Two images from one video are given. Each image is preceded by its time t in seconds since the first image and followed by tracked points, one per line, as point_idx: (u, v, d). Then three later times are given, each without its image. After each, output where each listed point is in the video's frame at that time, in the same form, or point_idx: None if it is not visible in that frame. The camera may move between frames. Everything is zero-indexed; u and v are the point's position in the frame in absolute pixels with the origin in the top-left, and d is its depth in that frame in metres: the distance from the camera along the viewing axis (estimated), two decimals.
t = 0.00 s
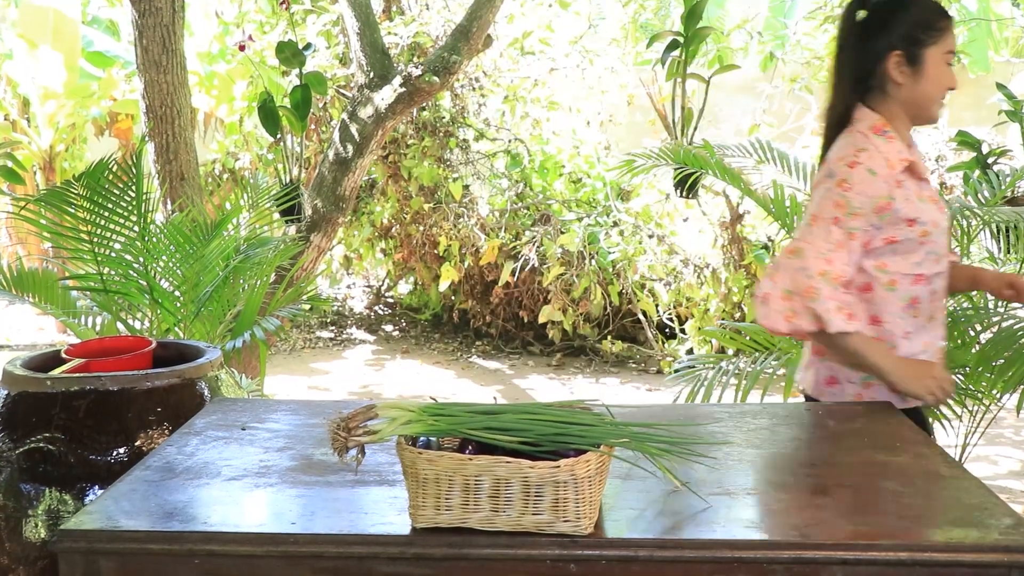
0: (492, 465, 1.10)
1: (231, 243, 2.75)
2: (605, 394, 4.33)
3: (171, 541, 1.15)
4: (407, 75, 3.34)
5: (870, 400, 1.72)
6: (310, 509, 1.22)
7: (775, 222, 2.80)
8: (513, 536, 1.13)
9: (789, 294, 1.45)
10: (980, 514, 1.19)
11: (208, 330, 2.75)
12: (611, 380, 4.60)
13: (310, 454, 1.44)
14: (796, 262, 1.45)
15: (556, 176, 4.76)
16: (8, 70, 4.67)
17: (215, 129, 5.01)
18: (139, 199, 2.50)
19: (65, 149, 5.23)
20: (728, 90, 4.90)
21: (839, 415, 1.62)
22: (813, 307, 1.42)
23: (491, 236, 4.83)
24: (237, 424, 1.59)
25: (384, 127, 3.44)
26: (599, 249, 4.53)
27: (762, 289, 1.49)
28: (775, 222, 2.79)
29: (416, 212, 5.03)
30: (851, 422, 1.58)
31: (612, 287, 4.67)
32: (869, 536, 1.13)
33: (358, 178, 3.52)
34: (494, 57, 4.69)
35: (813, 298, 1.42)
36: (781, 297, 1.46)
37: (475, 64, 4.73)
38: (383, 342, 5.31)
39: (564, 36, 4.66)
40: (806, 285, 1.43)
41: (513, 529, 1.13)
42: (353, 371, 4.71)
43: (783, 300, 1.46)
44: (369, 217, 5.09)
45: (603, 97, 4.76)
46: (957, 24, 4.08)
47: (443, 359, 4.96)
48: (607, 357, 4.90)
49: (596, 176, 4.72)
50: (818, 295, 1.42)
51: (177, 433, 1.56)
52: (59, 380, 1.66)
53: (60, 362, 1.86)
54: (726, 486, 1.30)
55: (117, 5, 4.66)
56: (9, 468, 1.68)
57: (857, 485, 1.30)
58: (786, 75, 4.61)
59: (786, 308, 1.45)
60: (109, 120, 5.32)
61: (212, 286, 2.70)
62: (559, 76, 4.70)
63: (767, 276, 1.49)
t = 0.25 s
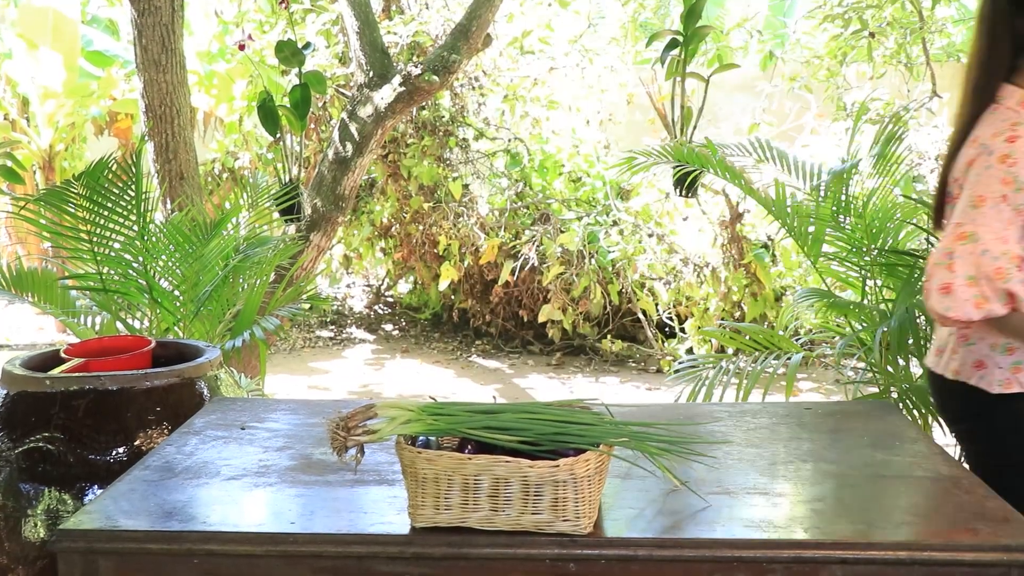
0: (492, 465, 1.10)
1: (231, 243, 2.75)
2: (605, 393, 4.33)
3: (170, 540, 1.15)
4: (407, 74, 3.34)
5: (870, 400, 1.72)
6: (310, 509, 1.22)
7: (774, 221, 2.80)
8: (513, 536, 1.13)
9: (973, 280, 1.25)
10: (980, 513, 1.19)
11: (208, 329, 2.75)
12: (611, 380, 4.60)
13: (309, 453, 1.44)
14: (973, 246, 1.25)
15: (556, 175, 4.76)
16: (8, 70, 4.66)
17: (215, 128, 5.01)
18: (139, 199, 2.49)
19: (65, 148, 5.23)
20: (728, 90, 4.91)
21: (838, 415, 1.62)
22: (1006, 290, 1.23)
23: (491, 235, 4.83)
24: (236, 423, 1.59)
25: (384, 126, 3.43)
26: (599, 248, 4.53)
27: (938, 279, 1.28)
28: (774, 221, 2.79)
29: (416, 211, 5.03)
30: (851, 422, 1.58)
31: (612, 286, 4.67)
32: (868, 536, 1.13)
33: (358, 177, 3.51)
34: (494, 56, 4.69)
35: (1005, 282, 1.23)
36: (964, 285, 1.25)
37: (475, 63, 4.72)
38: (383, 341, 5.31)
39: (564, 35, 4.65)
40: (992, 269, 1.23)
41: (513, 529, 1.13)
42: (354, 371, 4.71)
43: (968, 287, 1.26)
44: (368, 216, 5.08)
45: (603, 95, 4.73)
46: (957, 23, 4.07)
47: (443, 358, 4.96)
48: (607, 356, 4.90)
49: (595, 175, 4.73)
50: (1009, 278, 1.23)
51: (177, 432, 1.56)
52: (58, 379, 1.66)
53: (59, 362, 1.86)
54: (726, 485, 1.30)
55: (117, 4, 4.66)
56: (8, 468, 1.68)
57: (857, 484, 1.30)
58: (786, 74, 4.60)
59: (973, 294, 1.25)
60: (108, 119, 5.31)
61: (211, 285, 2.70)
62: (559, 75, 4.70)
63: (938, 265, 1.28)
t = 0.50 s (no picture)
0: (491, 464, 1.10)
1: (231, 242, 2.74)
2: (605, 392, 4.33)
3: (169, 540, 1.14)
4: (407, 73, 3.34)
5: (870, 400, 1.72)
6: (309, 508, 1.22)
7: (774, 220, 2.80)
8: (512, 535, 1.13)
9: None
10: (980, 512, 1.19)
11: (207, 329, 2.75)
12: (611, 379, 4.60)
13: (309, 452, 1.44)
14: None
15: (556, 174, 4.80)
16: (8, 69, 4.66)
17: (215, 127, 5.01)
18: (139, 198, 2.49)
19: (65, 148, 5.22)
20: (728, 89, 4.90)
21: (838, 414, 1.62)
22: None
23: (491, 234, 4.82)
24: (236, 422, 1.59)
25: (384, 125, 3.43)
26: (599, 248, 4.53)
27: None
28: (774, 220, 2.79)
29: (416, 210, 5.02)
30: (851, 421, 1.58)
31: (612, 285, 4.67)
32: (868, 535, 1.13)
33: (358, 176, 3.51)
34: (494, 55, 4.68)
35: None
36: None
37: (475, 62, 4.71)
38: (383, 340, 5.31)
39: (564, 34, 4.64)
40: None
41: (513, 528, 1.13)
42: (354, 370, 4.71)
43: None
44: (368, 215, 5.08)
45: (603, 95, 4.80)
46: (957, 22, 4.07)
47: (443, 358, 4.96)
48: (606, 355, 4.90)
49: (595, 174, 4.75)
50: None
51: (177, 431, 1.56)
52: (57, 378, 1.66)
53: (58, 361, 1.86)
54: (726, 484, 1.30)
55: (117, 3, 4.65)
56: (8, 467, 1.67)
57: (857, 483, 1.30)
58: (786, 73, 4.60)
59: None
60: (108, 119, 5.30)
61: (211, 285, 2.70)
62: (558, 73, 4.70)
63: None
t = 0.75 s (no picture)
0: (491, 462, 1.10)
1: (230, 241, 2.74)
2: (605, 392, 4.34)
3: (169, 539, 1.14)
4: (406, 72, 3.34)
5: (870, 398, 1.72)
6: (309, 507, 1.22)
7: (773, 219, 2.79)
8: (512, 534, 1.13)
9: None
10: (979, 511, 1.19)
11: (207, 328, 2.74)
12: (611, 378, 4.60)
13: (309, 451, 1.44)
14: None
15: (556, 173, 4.83)
16: (7, 67, 4.65)
17: (215, 125, 5.00)
18: (139, 197, 2.49)
19: (65, 147, 5.22)
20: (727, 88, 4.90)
21: (838, 413, 1.62)
22: None
23: (491, 233, 4.80)
24: (236, 421, 1.59)
25: (384, 124, 3.43)
26: (599, 247, 4.54)
27: None
28: (773, 218, 2.79)
29: (416, 209, 5.01)
30: (851, 420, 1.58)
31: (612, 284, 4.67)
32: (868, 534, 1.13)
33: (358, 175, 3.51)
34: (494, 53, 4.67)
35: None
36: None
37: (475, 61, 4.70)
38: (383, 339, 5.31)
39: (564, 33, 4.64)
40: None
41: (513, 527, 1.13)
42: (353, 369, 4.71)
43: None
44: (368, 214, 5.07)
45: (602, 93, 4.79)
46: (958, 20, 4.06)
47: (442, 357, 4.96)
48: (606, 353, 4.90)
49: (595, 173, 4.76)
50: None
51: (176, 430, 1.56)
52: (57, 377, 1.66)
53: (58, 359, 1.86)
54: (726, 483, 1.30)
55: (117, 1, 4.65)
56: (7, 466, 1.67)
57: (857, 482, 1.30)
58: (786, 72, 4.60)
59: None
60: (107, 117, 5.30)
61: (211, 283, 2.69)
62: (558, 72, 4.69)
63: None
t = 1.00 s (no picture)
0: (491, 462, 1.10)
1: (230, 240, 2.73)
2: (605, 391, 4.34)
3: (169, 538, 1.14)
4: (406, 71, 3.34)
5: (870, 398, 1.72)
6: (309, 506, 1.22)
7: (773, 218, 2.79)
8: (512, 533, 1.13)
9: None
10: (980, 511, 1.19)
11: (207, 327, 2.74)
12: (611, 377, 4.60)
13: (309, 451, 1.44)
14: None
15: (556, 172, 4.83)
16: (7, 67, 4.65)
17: (215, 125, 5.00)
18: (138, 196, 2.50)
19: (64, 146, 5.22)
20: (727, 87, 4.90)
21: (838, 412, 1.62)
22: None
23: (491, 233, 4.80)
24: (236, 421, 1.59)
25: (384, 124, 3.43)
26: (599, 246, 4.52)
27: None
28: (773, 218, 2.79)
29: (416, 208, 5.01)
30: (851, 420, 1.58)
31: (612, 284, 4.67)
32: (868, 533, 1.13)
33: (358, 175, 3.51)
34: (494, 53, 4.67)
35: None
36: None
37: (474, 60, 4.70)
38: (382, 339, 5.31)
39: (564, 33, 4.65)
40: None
41: (512, 526, 1.13)
42: (353, 369, 4.71)
43: None
44: (368, 213, 5.07)
45: (603, 93, 4.78)
46: (958, 20, 4.06)
47: (442, 356, 4.96)
48: (606, 353, 4.90)
49: (595, 172, 4.77)
50: None
51: (176, 429, 1.56)
52: (57, 376, 1.66)
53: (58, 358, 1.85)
54: (726, 483, 1.30)
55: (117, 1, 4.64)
56: (7, 465, 1.66)
57: (858, 482, 1.30)
58: (786, 72, 4.59)
59: None
60: (107, 117, 5.30)
61: (210, 282, 2.69)
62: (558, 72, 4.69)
63: None
